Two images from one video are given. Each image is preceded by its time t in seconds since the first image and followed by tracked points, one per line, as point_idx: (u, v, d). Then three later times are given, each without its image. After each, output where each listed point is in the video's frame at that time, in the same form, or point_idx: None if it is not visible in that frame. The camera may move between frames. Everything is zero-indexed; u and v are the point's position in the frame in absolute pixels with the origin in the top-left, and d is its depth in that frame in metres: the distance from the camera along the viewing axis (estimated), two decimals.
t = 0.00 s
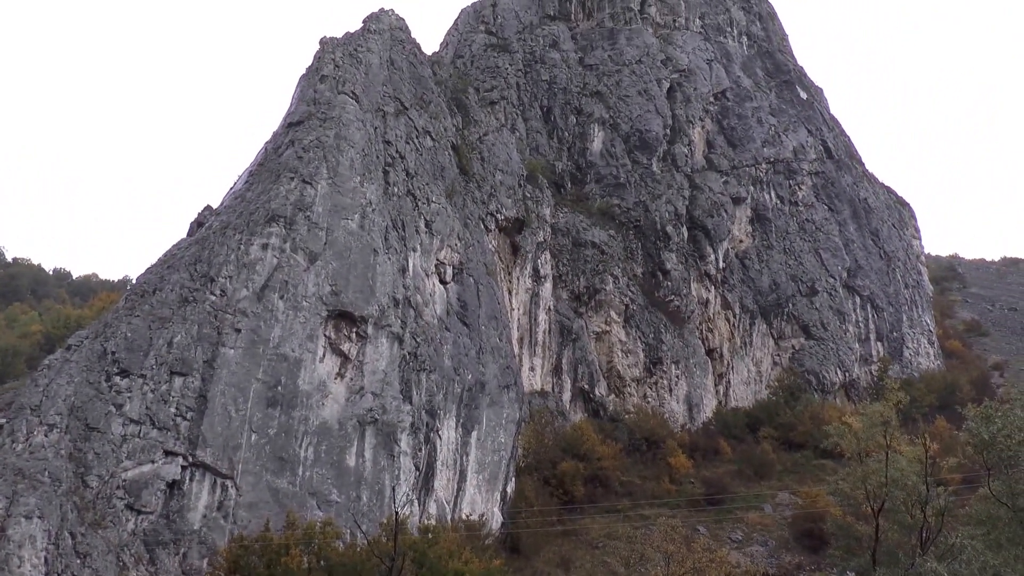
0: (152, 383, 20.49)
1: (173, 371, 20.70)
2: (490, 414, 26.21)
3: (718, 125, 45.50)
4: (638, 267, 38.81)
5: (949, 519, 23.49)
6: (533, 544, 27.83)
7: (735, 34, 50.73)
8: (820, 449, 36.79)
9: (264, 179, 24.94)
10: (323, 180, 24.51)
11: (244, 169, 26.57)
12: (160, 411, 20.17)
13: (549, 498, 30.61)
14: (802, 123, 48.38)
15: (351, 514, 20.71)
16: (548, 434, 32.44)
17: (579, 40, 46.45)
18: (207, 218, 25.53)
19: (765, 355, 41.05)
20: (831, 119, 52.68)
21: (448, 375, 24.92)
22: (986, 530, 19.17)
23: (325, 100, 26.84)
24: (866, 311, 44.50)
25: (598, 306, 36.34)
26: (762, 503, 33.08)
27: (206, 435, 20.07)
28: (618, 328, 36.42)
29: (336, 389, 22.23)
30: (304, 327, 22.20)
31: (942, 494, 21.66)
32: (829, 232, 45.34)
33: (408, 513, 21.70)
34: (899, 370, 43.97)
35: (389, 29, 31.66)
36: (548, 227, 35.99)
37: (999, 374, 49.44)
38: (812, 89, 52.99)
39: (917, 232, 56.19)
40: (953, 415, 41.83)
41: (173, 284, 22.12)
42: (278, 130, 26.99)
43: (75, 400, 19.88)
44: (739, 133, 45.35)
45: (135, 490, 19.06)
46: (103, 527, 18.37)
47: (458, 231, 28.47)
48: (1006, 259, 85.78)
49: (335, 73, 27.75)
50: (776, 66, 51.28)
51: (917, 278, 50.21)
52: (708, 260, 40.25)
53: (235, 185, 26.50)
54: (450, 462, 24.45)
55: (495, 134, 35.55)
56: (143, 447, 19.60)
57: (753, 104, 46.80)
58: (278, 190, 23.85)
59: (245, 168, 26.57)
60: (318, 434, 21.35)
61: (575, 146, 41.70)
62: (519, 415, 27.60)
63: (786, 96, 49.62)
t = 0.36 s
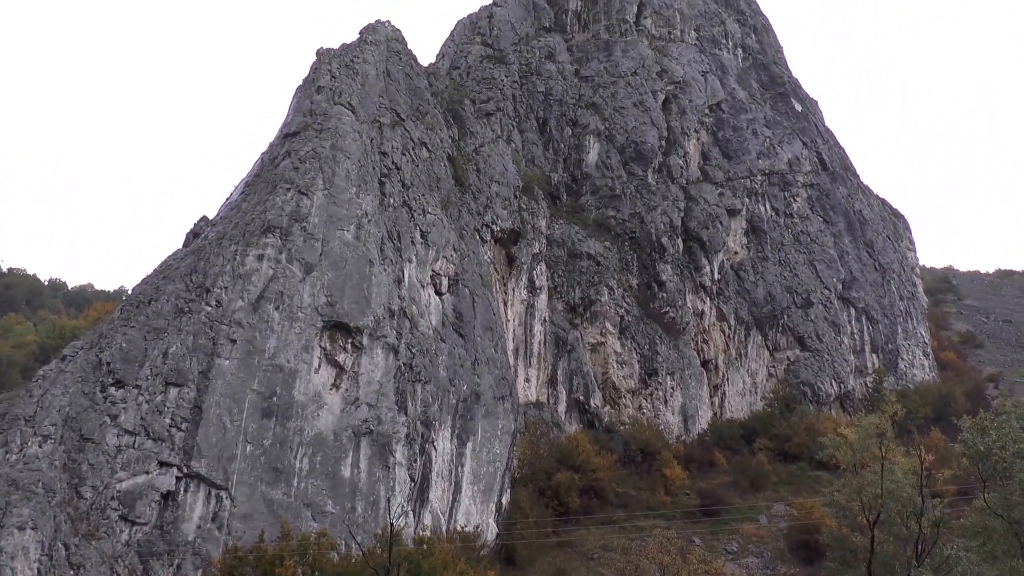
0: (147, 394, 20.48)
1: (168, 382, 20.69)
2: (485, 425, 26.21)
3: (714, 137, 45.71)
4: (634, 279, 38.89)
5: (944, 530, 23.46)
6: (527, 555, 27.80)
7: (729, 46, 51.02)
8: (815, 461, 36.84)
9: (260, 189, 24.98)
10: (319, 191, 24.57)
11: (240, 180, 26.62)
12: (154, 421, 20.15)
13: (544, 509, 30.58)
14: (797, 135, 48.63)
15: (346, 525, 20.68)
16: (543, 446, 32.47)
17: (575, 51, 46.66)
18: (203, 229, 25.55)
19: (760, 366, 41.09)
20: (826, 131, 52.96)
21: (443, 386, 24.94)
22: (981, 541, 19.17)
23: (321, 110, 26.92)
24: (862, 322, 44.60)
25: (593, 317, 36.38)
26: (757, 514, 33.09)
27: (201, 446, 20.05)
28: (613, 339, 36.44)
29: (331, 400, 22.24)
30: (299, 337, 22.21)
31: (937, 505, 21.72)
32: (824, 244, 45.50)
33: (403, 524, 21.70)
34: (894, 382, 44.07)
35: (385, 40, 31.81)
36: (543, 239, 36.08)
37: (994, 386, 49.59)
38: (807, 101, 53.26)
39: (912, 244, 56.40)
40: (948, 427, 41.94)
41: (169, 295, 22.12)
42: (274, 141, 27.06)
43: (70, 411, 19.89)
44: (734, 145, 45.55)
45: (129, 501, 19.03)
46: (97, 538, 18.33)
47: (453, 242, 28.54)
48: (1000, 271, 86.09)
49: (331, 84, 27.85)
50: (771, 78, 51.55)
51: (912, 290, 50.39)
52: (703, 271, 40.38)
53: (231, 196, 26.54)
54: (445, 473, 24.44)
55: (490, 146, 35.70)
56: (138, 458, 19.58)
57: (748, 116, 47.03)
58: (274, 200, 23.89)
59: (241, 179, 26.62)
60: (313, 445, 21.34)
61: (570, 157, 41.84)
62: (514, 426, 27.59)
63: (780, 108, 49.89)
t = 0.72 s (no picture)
0: (142, 405, 20.47)
1: (163, 393, 20.68)
2: (481, 436, 26.20)
3: (709, 148, 45.88)
4: (629, 290, 38.96)
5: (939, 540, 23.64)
6: (523, 567, 27.76)
7: (725, 58, 51.27)
8: (811, 472, 36.89)
9: (256, 200, 25.02)
10: (315, 202, 24.63)
11: (236, 191, 26.66)
12: (149, 432, 20.14)
13: (540, 520, 30.56)
14: (792, 147, 48.85)
15: (341, 536, 20.67)
16: (539, 457, 32.47)
17: (571, 62, 46.81)
18: (199, 240, 25.57)
19: (755, 378, 41.13)
20: (821, 143, 53.19)
21: (439, 398, 24.94)
22: (976, 553, 19.21)
23: (318, 122, 27.01)
24: (857, 334, 44.68)
25: (589, 328, 36.38)
26: (753, 526, 33.09)
27: (196, 457, 20.04)
28: (609, 349, 36.36)
29: (327, 411, 22.23)
30: (295, 348, 22.21)
31: (933, 516, 21.77)
32: (819, 255, 45.64)
33: (398, 536, 21.70)
34: (889, 393, 44.13)
35: (382, 51, 31.91)
36: (539, 250, 36.14)
37: (989, 397, 49.68)
38: (802, 113, 53.49)
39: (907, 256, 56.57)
40: (944, 439, 42.04)
41: (165, 306, 22.13)
42: (271, 152, 27.12)
43: (65, 421, 19.87)
44: (730, 156, 45.75)
45: (123, 512, 19.01)
46: (91, 550, 18.34)
47: (449, 253, 28.61)
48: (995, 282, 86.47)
49: (328, 95, 27.95)
50: (766, 90, 51.79)
51: (907, 301, 50.52)
52: (699, 282, 40.49)
53: (227, 207, 26.57)
54: (440, 484, 24.42)
55: (487, 157, 35.83)
56: (133, 469, 19.57)
57: (743, 128, 47.25)
58: (270, 212, 23.93)
59: (237, 190, 26.66)
60: (308, 456, 21.33)
61: (566, 169, 41.95)
62: (510, 437, 27.56)
63: (776, 120, 50.12)
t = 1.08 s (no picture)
0: (138, 415, 20.46)
1: (159, 404, 20.66)
2: (477, 447, 26.16)
3: (705, 160, 46.03)
4: (625, 301, 39.00)
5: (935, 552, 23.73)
6: None
7: (721, 71, 51.50)
8: (807, 484, 36.92)
9: (253, 211, 25.03)
10: (312, 213, 24.67)
11: (233, 202, 26.69)
12: (145, 443, 20.12)
13: (536, 531, 30.57)
14: (788, 159, 49.07)
15: (336, 548, 20.70)
16: (535, 468, 32.45)
17: (568, 74, 46.94)
18: (196, 250, 25.58)
19: (751, 389, 41.14)
20: (816, 154, 53.42)
21: (435, 409, 24.94)
22: (974, 566, 19.30)
23: (315, 133, 27.08)
24: (853, 345, 44.74)
25: (585, 339, 36.40)
26: (749, 537, 33.07)
27: (191, 468, 20.03)
28: (606, 361, 36.38)
29: (323, 422, 22.22)
30: (291, 359, 22.21)
31: (929, 528, 21.83)
32: (815, 267, 45.76)
33: (393, 547, 21.71)
34: (885, 405, 44.15)
35: (379, 63, 32.01)
36: (536, 261, 36.19)
37: (985, 409, 49.77)
38: (797, 125, 53.72)
39: (902, 267, 56.76)
40: (940, 450, 42.10)
41: (161, 316, 22.12)
42: (268, 163, 27.16)
43: (60, 432, 19.83)
44: (725, 168, 45.93)
45: (118, 523, 19.01)
46: (85, 561, 18.35)
47: (446, 264, 28.65)
48: (990, 294, 86.86)
49: (325, 106, 28.03)
50: (762, 102, 52.03)
51: (903, 313, 50.67)
52: (695, 294, 40.60)
53: (224, 218, 26.59)
54: (436, 495, 24.41)
55: (483, 169, 35.97)
56: (128, 479, 19.56)
57: (739, 140, 47.47)
58: (267, 222, 23.96)
59: (234, 201, 26.69)
60: (304, 467, 21.32)
61: (563, 180, 42.04)
62: (506, 448, 27.52)
63: (772, 132, 50.35)
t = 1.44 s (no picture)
0: (134, 426, 20.45)
1: (155, 415, 20.65)
2: (473, 458, 26.11)
3: (702, 172, 46.19)
4: (622, 312, 39.07)
5: (931, 565, 23.76)
6: None
7: (717, 82, 51.75)
8: (804, 495, 36.90)
9: (250, 222, 25.09)
10: (309, 224, 24.73)
11: (230, 213, 26.75)
12: (141, 454, 20.11)
13: (532, 543, 30.62)
14: (784, 170, 49.26)
15: (332, 559, 20.69)
16: (532, 479, 32.43)
17: (565, 85, 47.10)
18: (193, 261, 25.63)
19: (748, 401, 41.16)
20: (812, 166, 53.62)
21: (432, 420, 24.94)
22: None
23: (313, 143, 27.18)
24: (850, 357, 44.79)
25: (582, 350, 36.46)
26: (746, 549, 33.03)
27: (187, 479, 20.03)
28: (602, 372, 36.43)
29: (319, 432, 22.20)
30: (288, 370, 22.22)
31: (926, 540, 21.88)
32: (811, 278, 45.85)
33: (389, 558, 21.70)
34: (882, 417, 44.14)
35: (376, 74, 32.13)
36: (532, 272, 36.27)
37: (981, 421, 49.81)
38: (793, 136, 53.95)
39: (898, 279, 56.89)
40: (936, 462, 42.10)
41: (158, 327, 22.12)
42: (265, 173, 27.22)
43: (56, 443, 19.85)
44: (722, 180, 46.09)
45: (114, 534, 19.02)
46: (80, 572, 18.36)
47: (443, 275, 28.71)
48: (986, 305, 87.08)
49: (323, 117, 28.13)
50: (758, 114, 52.25)
51: (899, 324, 50.76)
52: (691, 305, 40.69)
53: (222, 229, 26.65)
54: (433, 506, 24.40)
55: (480, 180, 36.09)
56: (124, 490, 19.58)
57: (736, 152, 47.66)
58: (264, 233, 24.00)
59: (231, 212, 26.74)
60: (300, 477, 21.30)
61: (560, 192, 42.14)
62: (503, 459, 27.48)
63: (768, 144, 50.55)
